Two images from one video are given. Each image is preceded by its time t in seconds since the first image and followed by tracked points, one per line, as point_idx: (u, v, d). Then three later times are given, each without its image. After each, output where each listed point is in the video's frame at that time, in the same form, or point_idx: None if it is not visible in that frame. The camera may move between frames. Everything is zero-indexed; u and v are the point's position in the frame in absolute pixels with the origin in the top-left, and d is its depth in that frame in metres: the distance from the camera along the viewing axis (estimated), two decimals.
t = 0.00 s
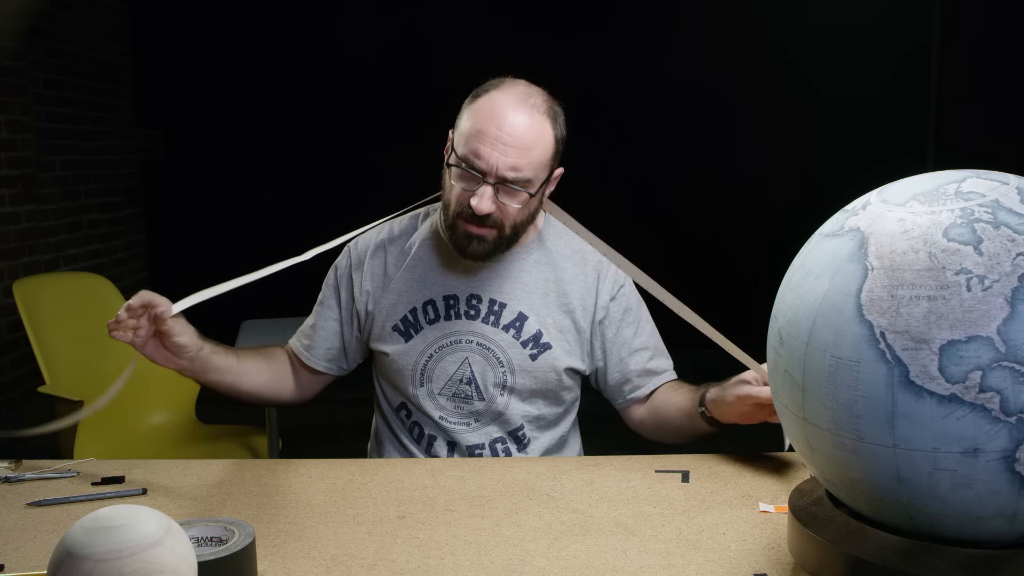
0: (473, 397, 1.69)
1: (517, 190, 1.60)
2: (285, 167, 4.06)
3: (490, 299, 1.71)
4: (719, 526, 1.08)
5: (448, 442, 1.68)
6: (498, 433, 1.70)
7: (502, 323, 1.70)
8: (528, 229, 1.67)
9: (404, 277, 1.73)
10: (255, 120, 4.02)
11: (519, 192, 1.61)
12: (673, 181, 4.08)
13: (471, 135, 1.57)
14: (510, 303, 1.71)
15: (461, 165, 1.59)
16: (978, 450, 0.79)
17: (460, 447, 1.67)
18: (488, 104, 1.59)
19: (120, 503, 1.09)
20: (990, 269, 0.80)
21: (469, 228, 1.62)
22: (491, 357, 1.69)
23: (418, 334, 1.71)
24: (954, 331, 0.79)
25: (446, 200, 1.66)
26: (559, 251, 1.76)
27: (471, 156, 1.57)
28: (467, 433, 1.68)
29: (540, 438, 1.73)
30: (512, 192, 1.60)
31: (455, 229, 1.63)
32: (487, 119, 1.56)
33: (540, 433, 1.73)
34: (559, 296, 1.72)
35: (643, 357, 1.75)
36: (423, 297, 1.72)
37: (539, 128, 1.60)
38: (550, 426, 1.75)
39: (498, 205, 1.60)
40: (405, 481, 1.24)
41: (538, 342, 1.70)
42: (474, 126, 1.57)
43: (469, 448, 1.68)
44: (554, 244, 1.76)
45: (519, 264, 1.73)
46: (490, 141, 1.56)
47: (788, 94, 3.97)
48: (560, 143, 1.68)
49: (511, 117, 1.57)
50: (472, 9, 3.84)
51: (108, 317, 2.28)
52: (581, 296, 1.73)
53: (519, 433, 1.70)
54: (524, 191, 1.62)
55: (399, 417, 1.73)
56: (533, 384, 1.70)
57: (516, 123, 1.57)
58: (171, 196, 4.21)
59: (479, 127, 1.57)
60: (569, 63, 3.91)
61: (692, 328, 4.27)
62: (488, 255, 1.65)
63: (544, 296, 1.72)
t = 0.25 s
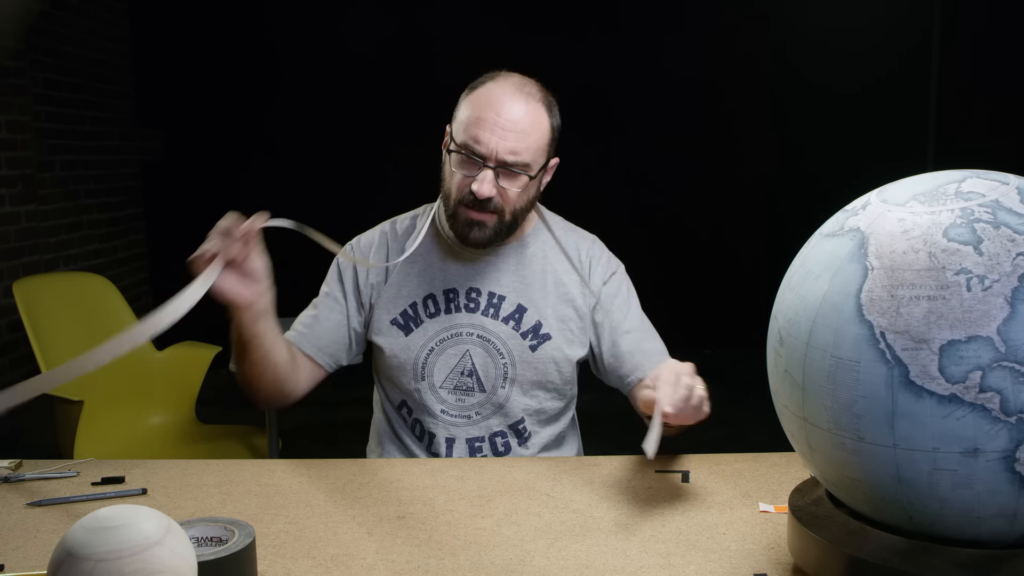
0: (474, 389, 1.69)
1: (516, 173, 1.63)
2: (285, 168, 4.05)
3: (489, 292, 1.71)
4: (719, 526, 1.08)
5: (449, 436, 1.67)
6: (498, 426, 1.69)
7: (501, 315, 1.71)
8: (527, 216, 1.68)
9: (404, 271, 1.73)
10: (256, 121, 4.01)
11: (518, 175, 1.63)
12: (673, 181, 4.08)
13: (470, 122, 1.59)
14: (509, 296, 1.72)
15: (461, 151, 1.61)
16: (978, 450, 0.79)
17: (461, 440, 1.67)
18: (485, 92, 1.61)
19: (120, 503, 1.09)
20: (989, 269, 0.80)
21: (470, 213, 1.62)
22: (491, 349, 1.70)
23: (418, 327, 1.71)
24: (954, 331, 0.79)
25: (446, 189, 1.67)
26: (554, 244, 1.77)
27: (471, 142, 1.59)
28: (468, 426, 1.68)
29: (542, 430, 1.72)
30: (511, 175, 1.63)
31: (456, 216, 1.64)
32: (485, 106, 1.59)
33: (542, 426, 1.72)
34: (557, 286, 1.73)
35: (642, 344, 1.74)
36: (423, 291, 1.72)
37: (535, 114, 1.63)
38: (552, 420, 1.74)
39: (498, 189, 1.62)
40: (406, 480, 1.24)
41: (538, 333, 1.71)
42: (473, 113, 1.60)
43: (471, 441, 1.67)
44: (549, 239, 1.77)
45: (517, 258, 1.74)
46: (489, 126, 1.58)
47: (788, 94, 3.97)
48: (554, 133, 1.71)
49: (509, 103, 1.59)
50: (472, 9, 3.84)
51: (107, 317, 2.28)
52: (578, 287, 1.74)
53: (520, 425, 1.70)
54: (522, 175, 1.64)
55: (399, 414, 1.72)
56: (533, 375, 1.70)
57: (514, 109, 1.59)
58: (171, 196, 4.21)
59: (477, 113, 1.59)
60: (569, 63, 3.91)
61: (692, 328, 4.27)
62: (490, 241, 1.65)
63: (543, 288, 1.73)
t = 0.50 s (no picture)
0: (473, 383, 1.69)
1: (518, 163, 1.63)
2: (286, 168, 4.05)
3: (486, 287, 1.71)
4: (720, 526, 1.08)
5: (449, 432, 1.67)
6: (498, 421, 1.70)
7: (500, 310, 1.71)
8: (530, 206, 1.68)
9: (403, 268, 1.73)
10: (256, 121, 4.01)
11: (519, 164, 1.63)
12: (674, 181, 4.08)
13: (469, 114, 1.60)
14: (506, 291, 1.72)
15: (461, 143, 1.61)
16: (978, 450, 0.79)
17: (460, 435, 1.67)
18: (485, 84, 1.62)
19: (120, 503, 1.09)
20: (989, 269, 0.80)
21: (472, 204, 1.62)
22: (490, 343, 1.70)
23: (417, 322, 1.70)
24: (954, 331, 0.79)
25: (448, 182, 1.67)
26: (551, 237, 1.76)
27: (471, 133, 1.60)
28: (468, 420, 1.68)
29: (543, 421, 1.71)
30: (513, 165, 1.63)
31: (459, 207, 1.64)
32: (485, 98, 1.59)
33: (543, 420, 1.71)
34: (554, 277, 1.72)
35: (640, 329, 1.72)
36: (423, 287, 1.72)
37: (536, 105, 1.63)
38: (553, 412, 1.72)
39: (500, 178, 1.62)
40: (407, 480, 1.24)
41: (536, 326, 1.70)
42: (472, 106, 1.60)
43: (471, 436, 1.67)
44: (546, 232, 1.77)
45: (514, 253, 1.74)
46: (489, 117, 1.59)
47: (788, 94, 3.97)
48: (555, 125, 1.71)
49: (508, 95, 1.60)
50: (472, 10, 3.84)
51: (108, 317, 2.28)
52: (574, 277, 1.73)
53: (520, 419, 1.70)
54: (524, 165, 1.64)
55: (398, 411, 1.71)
56: (532, 368, 1.70)
57: (514, 99, 1.60)
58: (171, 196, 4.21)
59: (477, 105, 1.60)
60: (569, 63, 3.91)
61: (692, 328, 4.27)
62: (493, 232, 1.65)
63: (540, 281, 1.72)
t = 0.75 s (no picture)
0: (477, 388, 1.69)
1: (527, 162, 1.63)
2: (285, 168, 4.05)
3: (491, 291, 1.71)
4: (719, 526, 1.08)
5: (451, 437, 1.67)
6: (502, 427, 1.69)
7: (504, 314, 1.70)
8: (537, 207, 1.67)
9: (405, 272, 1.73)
10: (255, 121, 4.01)
11: (528, 164, 1.63)
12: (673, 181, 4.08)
13: (479, 113, 1.60)
14: (511, 294, 1.71)
15: (470, 142, 1.62)
16: (978, 450, 0.79)
17: (463, 440, 1.67)
18: (494, 84, 1.62)
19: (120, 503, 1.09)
20: (989, 269, 0.80)
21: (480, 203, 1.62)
22: (494, 348, 1.69)
23: (421, 327, 1.71)
24: (954, 331, 0.79)
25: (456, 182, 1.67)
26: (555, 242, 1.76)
27: (481, 132, 1.60)
28: (472, 426, 1.68)
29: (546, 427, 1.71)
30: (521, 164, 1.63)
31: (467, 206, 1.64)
32: (494, 97, 1.60)
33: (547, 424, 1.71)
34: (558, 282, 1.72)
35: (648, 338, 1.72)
36: (426, 291, 1.72)
37: (545, 104, 1.63)
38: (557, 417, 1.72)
39: (508, 178, 1.62)
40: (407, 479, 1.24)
41: (540, 331, 1.70)
42: (481, 105, 1.61)
43: (474, 442, 1.67)
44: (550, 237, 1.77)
45: (518, 256, 1.74)
46: (498, 116, 1.59)
47: (788, 94, 3.97)
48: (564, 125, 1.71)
49: (517, 93, 1.60)
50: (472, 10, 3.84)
51: (108, 317, 2.28)
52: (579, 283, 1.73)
53: (523, 425, 1.69)
54: (533, 164, 1.64)
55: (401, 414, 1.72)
56: (536, 373, 1.69)
57: (523, 98, 1.60)
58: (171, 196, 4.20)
59: (486, 104, 1.60)
60: (569, 64, 3.91)
61: (692, 328, 4.27)
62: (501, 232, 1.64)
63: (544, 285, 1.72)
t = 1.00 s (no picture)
0: (474, 396, 1.69)
1: (516, 164, 1.62)
2: (285, 167, 4.05)
3: (488, 297, 1.70)
4: (719, 526, 1.08)
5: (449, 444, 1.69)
6: (499, 433, 1.70)
7: (501, 320, 1.70)
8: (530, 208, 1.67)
9: (401, 278, 1.73)
10: (255, 121, 4.01)
11: (517, 166, 1.62)
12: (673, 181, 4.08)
13: (466, 116, 1.60)
14: (507, 300, 1.71)
15: (458, 146, 1.61)
16: (978, 450, 0.79)
17: (461, 448, 1.69)
18: (481, 86, 1.62)
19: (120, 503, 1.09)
20: (989, 269, 0.80)
21: (471, 206, 1.62)
22: (491, 355, 1.69)
23: (417, 334, 1.71)
24: (954, 331, 0.79)
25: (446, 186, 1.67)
26: (554, 248, 1.75)
27: (468, 135, 1.60)
28: (469, 433, 1.69)
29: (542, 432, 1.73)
30: (511, 166, 1.62)
31: (457, 210, 1.64)
32: (481, 99, 1.60)
33: (541, 429, 1.73)
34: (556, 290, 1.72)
35: (642, 351, 1.75)
36: (421, 298, 1.72)
37: (533, 105, 1.63)
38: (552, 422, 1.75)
39: (498, 181, 1.62)
40: (407, 480, 1.24)
41: (537, 338, 1.70)
42: (468, 107, 1.60)
43: (471, 449, 1.69)
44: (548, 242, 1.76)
45: (515, 261, 1.73)
46: (485, 119, 1.59)
47: (788, 94, 3.97)
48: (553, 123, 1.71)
49: (504, 95, 1.60)
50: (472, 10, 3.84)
51: (108, 317, 2.28)
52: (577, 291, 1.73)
53: (520, 431, 1.71)
54: (523, 166, 1.63)
55: (399, 419, 1.73)
56: (533, 380, 1.70)
57: (510, 100, 1.60)
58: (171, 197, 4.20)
59: (473, 107, 1.60)
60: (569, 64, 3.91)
61: (692, 328, 4.27)
62: (493, 235, 1.64)
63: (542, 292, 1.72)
